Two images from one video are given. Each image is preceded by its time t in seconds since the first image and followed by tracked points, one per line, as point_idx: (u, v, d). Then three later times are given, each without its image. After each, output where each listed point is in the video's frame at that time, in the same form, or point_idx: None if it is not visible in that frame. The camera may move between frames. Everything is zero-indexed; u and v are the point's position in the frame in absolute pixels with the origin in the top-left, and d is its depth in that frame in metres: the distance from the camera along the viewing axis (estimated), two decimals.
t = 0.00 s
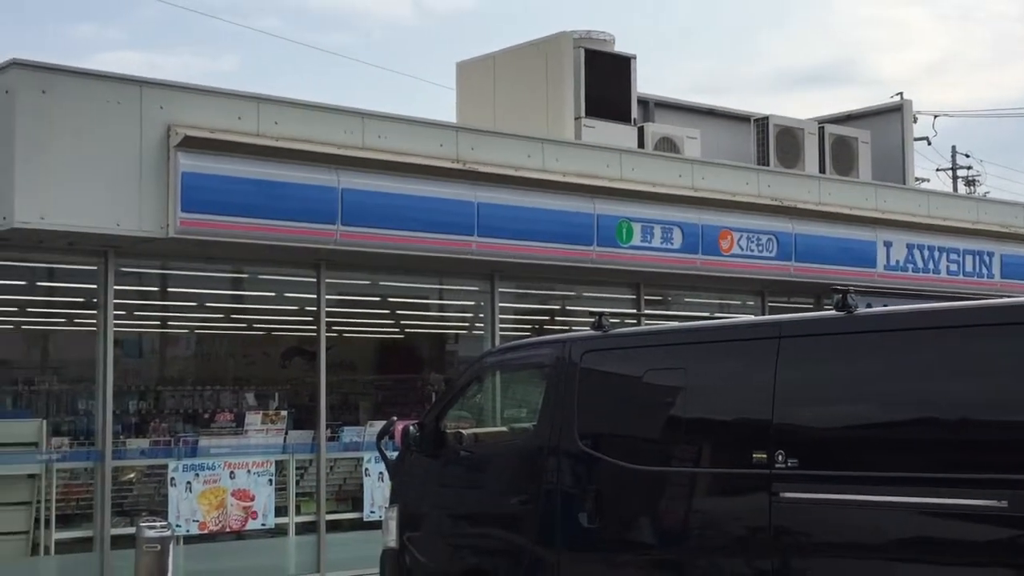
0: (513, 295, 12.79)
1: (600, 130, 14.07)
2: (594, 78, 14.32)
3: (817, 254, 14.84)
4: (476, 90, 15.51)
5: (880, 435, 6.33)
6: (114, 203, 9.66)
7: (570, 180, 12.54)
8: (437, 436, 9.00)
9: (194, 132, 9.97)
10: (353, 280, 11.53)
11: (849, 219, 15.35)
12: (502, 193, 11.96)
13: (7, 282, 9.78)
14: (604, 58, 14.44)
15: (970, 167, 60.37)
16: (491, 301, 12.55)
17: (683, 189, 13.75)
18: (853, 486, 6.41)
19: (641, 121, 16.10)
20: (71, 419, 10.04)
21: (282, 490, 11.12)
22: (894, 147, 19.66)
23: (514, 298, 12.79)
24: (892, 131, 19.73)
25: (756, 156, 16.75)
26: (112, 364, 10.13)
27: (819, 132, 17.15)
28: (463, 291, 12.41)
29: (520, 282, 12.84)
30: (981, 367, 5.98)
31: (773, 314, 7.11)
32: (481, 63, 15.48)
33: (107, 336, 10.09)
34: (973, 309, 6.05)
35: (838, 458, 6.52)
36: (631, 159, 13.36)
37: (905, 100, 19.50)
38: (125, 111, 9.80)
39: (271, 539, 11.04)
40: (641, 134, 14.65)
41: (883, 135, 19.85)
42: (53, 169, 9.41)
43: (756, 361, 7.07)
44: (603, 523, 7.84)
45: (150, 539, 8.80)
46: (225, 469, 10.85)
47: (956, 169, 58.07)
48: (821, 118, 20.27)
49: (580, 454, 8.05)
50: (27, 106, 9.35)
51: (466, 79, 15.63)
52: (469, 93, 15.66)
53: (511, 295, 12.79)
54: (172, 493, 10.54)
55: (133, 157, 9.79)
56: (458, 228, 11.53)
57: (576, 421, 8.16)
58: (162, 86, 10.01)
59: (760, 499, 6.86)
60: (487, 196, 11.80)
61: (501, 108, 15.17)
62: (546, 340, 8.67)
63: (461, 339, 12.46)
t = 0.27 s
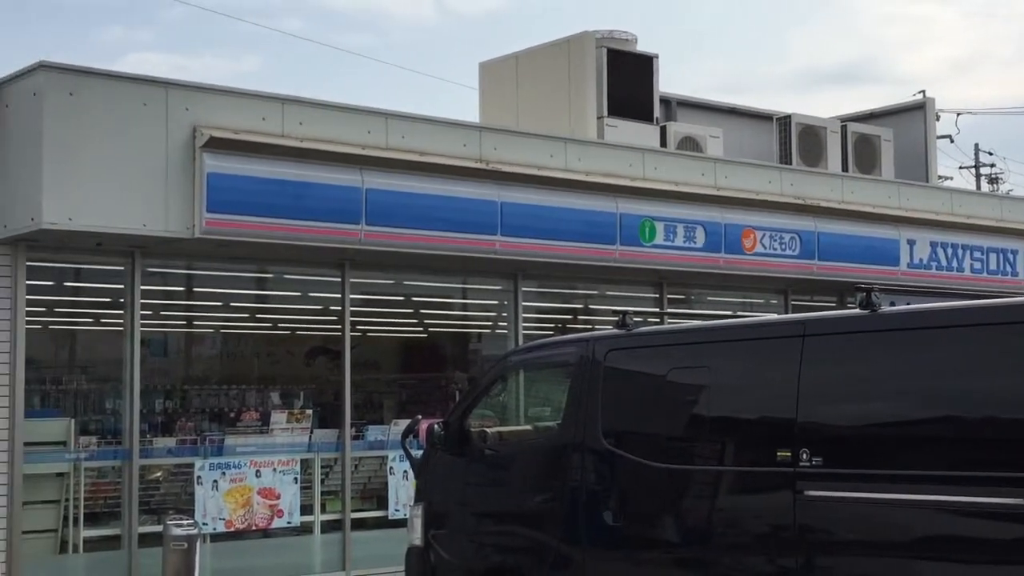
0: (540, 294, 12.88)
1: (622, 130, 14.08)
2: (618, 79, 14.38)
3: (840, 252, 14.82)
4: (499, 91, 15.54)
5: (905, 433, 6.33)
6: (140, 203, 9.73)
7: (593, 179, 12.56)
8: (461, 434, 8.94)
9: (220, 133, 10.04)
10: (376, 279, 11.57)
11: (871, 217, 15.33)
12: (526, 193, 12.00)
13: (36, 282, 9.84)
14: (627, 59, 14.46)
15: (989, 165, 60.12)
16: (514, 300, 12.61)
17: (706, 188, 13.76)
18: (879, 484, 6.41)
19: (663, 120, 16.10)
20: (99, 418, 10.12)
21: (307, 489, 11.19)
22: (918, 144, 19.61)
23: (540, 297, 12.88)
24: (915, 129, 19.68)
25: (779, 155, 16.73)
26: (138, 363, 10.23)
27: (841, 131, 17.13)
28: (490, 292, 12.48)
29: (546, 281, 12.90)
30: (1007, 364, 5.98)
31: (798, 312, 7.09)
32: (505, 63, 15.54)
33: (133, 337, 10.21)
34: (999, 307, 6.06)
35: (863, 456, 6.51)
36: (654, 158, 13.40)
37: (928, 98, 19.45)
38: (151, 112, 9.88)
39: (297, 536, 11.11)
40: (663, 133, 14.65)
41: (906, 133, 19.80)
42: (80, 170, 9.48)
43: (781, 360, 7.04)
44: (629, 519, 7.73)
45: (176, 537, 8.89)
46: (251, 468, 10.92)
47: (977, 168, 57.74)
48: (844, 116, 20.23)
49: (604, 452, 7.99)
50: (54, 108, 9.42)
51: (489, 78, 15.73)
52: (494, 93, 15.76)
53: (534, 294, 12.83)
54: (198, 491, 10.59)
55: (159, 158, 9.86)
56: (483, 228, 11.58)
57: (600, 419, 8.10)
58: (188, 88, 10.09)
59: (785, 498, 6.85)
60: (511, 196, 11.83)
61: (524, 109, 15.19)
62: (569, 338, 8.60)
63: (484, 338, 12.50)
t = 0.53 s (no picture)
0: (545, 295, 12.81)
1: (644, 130, 14.18)
2: (637, 79, 14.40)
3: (860, 251, 14.89)
4: (523, 92, 15.67)
5: (925, 430, 6.43)
6: (172, 205, 9.92)
7: (614, 179, 12.68)
8: (486, 432, 9.08)
9: (249, 137, 10.24)
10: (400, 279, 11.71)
11: (890, 216, 15.40)
12: (549, 194, 12.15)
13: (69, 283, 10.03)
14: (648, 59, 14.53)
15: (1009, 163, 59.93)
16: (538, 300, 12.76)
17: (727, 187, 13.86)
18: (899, 481, 6.51)
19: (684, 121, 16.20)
20: (131, 416, 10.31)
21: (335, 485, 11.37)
22: (936, 144, 19.64)
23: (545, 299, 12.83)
24: (934, 128, 19.72)
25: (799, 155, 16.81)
26: (169, 363, 10.38)
27: (861, 131, 17.19)
28: (492, 294, 12.41)
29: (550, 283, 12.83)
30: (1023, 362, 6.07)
31: (820, 311, 7.20)
32: (528, 65, 15.66)
33: (165, 337, 10.37)
34: (1016, 305, 6.15)
35: (884, 453, 6.62)
36: (675, 159, 13.52)
37: (947, 98, 19.49)
38: (181, 116, 10.06)
39: (325, 532, 11.28)
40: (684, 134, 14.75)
41: (926, 132, 19.85)
42: (113, 173, 9.66)
43: (803, 358, 7.15)
44: (653, 515, 7.81)
45: (207, 533, 9.12)
46: (279, 465, 11.11)
47: (997, 166, 57.54)
48: (863, 116, 20.29)
49: (627, 449, 8.09)
50: (87, 112, 9.61)
51: (511, 79, 15.82)
52: (516, 95, 15.84)
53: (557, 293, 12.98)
54: (229, 488, 10.78)
55: (190, 160, 10.04)
56: (506, 228, 11.75)
57: (623, 416, 8.21)
58: (216, 92, 10.27)
59: (807, 494, 6.95)
60: (534, 197, 11.99)
61: (548, 110, 15.31)
62: (593, 337, 8.70)
63: (508, 336, 12.66)
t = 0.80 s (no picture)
0: (545, 297, 12.60)
1: (666, 132, 14.28)
2: (660, 82, 14.50)
3: (881, 250, 14.99)
4: (547, 96, 15.81)
5: (946, 427, 6.55)
6: (204, 208, 10.16)
7: (637, 180, 12.81)
8: (512, 429, 9.19)
9: (278, 141, 10.44)
10: (430, 280, 11.83)
11: (911, 216, 15.48)
12: (573, 196, 12.30)
13: (103, 284, 10.29)
14: (671, 62, 14.62)
15: None
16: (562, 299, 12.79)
17: (749, 188, 13.99)
18: (921, 477, 6.63)
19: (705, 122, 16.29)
20: (164, 414, 10.51)
21: (363, 482, 11.55)
22: (956, 143, 19.67)
23: (546, 301, 12.62)
24: (953, 128, 19.77)
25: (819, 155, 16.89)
26: (201, 362, 10.61)
27: (881, 131, 17.26)
28: (491, 295, 12.15)
29: (550, 285, 12.55)
30: None
31: (840, 310, 7.31)
32: (551, 68, 15.79)
33: (197, 337, 10.61)
34: None
35: (905, 449, 6.73)
36: (698, 159, 13.64)
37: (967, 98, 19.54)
38: (212, 121, 10.28)
39: (354, 528, 11.47)
40: (706, 135, 14.85)
41: (945, 132, 19.90)
42: (147, 177, 9.90)
43: (825, 356, 7.25)
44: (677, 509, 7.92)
45: (239, 529, 9.38)
46: (309, 462, 11.29)
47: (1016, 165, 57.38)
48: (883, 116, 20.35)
49: (650, 446, 8.17)
50: (121, 117, 9.83)
51: (534, 82, 15.94)
52: (539, 97, 15.97)
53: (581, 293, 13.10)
54: (260, 484, 10.98)
55: (221, 164, 10.28)
56: (531, 228, 11.93)
57: (647, 413, 8.28)
58: (246, 96, 10.48)
59: (830, 490, 7.06)
60: (558, 198, 12.15)
61: (572, 112, 15.44)
62: (617, 336, 8.77)
63: (532, 335, 12.69)
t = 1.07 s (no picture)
0: (545, 297, 12.31)
1: (690, 132, 14.24)
2: (684, 81, 14.49)
3: (907, 249, 14.92)
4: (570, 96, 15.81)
5: (976, 427, 6.51)
6: (230, 211, 10.24)
7: (662, 180, 12.79)
8: (537, 430, 9.03)
9: (302, 142, 10.48)
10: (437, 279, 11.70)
11: (937, 215, 15.40)
12: (597, 197, 12.29)
13: (129, 286, 10.35)
14: (695, 61, 14.62)
15: None
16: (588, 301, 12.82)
17: (774, 188, 13.95)
18: (950, 477, 6.58)
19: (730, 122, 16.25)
20: (191, 416, 10.56)
21: (390, 483, 11.57)
22: (983, 142, 19.57)
23: (546, 301, 12.35)
24: (980, 126, 19.66)
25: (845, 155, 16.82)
26: (227, 364, 10.63)
27: (907, 129, 17.18)
28: (491, 295, 11.87)
29: (550, 285, 12.25)
30: None
31: (867, 310, 7.24)
32: (575, 68, 15.79)
33: (223, 338, 10.63)
34: None
35: (934, 449, 6.69)
36: (722, 159, 13.62)
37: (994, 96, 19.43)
38: (238, 124, 10.35)
39: (380, 529, 11.48)
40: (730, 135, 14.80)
41: (972, 131, 19.78)
42: (173, 181, 9.96)
43: (852, 356, 7.18)
44: (704, 511, 7.82)
45: (265, 530, 9.43)
46: (335, 463, 11.33)
47: None
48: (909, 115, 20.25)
49: (676, 447, 8.05)
50: (147, 121, 9.90)
51: (558, 83, 15.96)
52: (562, 98, 15.98)
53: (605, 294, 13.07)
54: (286, 485, 11.02)
55: (247, 167, 10.35)
56: (556, 229, 11.92)
57: (674, 414, 8.14)
58: (271, 98, 10.53)
59: (858, 491, 7.01)
60: (583, 199, 12.14)
61: (595, 112, 15.43)
62: (643, 336, 8.63)
63: (557, 336, 12.67)
